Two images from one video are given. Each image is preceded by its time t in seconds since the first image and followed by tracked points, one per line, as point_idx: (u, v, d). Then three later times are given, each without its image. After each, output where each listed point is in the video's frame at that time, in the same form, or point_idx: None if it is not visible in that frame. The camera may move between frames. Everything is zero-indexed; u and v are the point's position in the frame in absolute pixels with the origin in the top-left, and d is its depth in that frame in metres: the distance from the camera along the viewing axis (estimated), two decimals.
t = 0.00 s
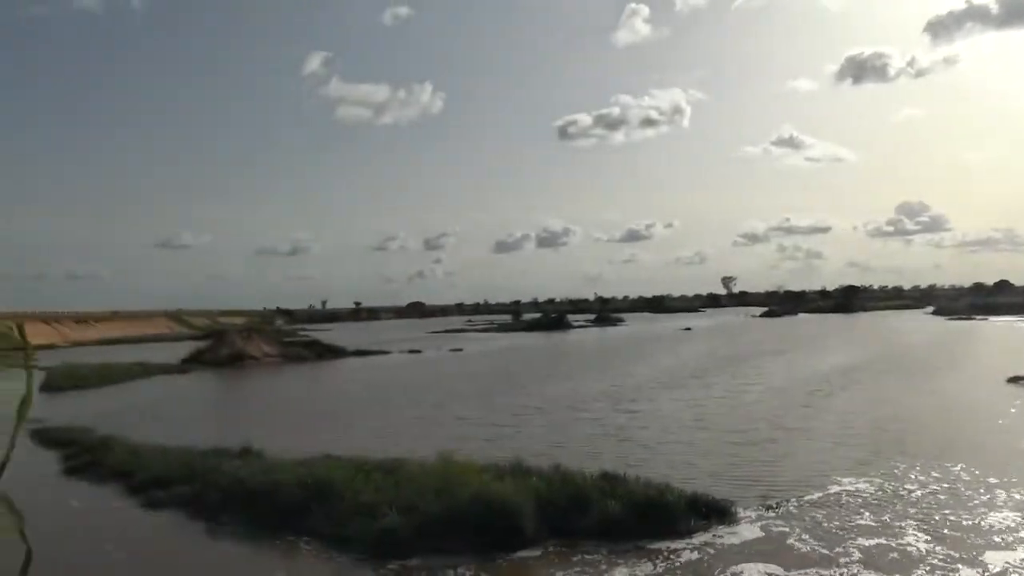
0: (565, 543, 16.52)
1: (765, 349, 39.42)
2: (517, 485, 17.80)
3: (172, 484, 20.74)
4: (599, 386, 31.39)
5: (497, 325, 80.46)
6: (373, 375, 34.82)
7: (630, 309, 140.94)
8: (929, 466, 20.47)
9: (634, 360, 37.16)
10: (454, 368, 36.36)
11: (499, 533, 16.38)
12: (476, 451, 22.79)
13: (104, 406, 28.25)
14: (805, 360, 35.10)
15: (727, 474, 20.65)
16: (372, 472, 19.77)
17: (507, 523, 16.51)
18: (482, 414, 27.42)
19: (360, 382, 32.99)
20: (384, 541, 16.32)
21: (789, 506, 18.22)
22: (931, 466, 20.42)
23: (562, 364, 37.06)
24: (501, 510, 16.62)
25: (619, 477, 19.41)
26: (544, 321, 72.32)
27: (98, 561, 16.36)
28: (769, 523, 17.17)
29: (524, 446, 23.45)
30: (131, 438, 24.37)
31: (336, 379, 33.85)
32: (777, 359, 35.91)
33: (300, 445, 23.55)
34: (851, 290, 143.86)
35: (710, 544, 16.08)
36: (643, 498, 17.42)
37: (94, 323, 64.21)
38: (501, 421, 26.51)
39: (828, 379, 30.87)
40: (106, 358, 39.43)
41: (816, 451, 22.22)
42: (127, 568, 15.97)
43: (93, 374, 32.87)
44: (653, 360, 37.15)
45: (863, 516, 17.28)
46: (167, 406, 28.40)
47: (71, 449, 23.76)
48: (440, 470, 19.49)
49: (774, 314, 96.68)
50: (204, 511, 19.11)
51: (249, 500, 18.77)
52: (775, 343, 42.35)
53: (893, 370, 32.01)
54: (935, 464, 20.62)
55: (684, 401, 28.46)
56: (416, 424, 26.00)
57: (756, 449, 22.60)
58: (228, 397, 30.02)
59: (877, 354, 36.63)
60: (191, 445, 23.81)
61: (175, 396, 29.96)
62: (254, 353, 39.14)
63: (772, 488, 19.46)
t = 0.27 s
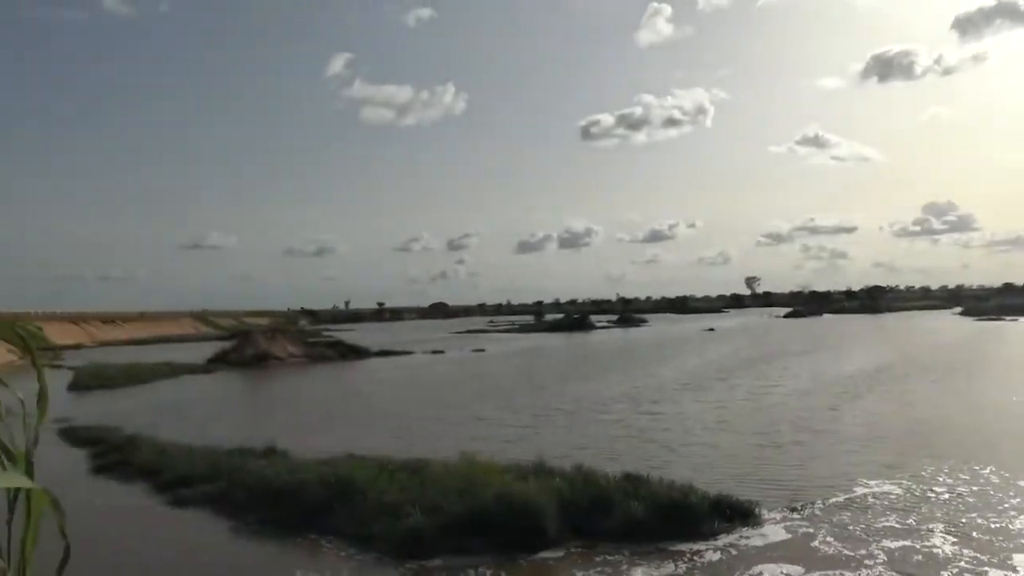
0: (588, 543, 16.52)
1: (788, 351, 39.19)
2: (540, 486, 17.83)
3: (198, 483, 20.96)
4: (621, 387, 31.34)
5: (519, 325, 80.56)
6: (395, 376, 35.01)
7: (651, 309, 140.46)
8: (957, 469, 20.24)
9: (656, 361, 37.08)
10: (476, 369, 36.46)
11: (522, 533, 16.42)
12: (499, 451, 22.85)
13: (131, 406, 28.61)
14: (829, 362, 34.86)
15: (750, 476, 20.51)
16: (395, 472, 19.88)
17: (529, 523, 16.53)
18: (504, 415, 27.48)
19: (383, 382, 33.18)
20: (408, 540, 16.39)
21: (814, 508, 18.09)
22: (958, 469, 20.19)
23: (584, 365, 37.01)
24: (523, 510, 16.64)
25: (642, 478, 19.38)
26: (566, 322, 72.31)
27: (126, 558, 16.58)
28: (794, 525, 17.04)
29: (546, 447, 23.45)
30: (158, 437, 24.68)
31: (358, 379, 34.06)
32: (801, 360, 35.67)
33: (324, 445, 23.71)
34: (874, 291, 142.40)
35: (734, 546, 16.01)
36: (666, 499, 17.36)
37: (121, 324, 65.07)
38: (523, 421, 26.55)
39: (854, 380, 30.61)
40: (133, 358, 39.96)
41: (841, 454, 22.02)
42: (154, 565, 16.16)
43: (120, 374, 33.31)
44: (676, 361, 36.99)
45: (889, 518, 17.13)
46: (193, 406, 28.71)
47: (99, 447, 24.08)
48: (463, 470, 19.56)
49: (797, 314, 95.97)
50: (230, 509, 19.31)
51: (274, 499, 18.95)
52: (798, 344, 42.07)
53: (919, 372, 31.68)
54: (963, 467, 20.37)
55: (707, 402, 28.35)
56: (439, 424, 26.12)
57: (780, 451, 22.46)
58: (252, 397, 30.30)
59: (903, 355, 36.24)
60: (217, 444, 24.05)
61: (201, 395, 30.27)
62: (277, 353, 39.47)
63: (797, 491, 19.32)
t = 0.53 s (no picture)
0: (610, 544, 16.45)
1: (812, 350, 38.85)
2: (562, 486, 17.78)
3: (222, 482, 21.13)
4: (643, 387, 31.23)
5: (541, 325, 80.57)
6: (417, 376, 35.11)
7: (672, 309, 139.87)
8: (986, 470, 19.94)
9: (678, 361, 36.92)
10: (497, 369, 36.48)
11: (545, 533, 16.38)
12: (522, 451, 22.83)
13: (158, 405, 28.95)
14: (854, 362, 34.53)
15: (775, 477, 20.32)
16: (417, 471, 19.92)
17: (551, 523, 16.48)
18: (525, 415, 27.47)
19: (404, 382, 33.29)
20: (430, 539, 16.41)
21: (839, 509, 17.90)
22: (987, 470, 19.91)
23: (606, 365, 36.91)
24: (545, 511, 16.61)
25: (665, 479, 19.27)
26: (588, 322, 72.19)
27: (151, 555, 16.75)
28: (819, 526, 16.87)
29: (568, 447, 23.40)
30: (184, 437, 24.92)
31: (380, 379, 34.20)
32: (825, 360, 35.35)
33: (347, 445, 23.83)
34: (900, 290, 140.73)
35: (759, 547, 15.88)
36: (689, 500, 17.24)
37: (148, 324, 65.86)
38: (545, 421, 26.53)
39: (880, 381, 30.29)
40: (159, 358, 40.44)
41: (867, 455, 21.75)
42: (180, 562, 16.32)
43: (146, 374, 33.70)
44: (698, 361, 36.78)
45: (916, 520, 16.91)
46: (218, 405, 28.99)
47: (126, 446, 24.38)
48: (485, 470, 19.56)
49: (821, 314, 95.14)
50: (254, 508, 19.45)
51: (297, 499, 19.06)
52: (823, 344, 41.70)
53: (946, 372, 31.29)
54: (992, 468, 20.05)
55: (730, 403, 28.16)
56: (461, 424, 26.16)
57: (805, 452, 22.27)
58: (276, 397, 30.50)
59: (930, 355, 35.77)
60: (241, 443, 24.26)
61: (226, 395, 30.56)
62: (300, 353, 39.74)
63: (823, 492, 19.12)
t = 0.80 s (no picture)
0: (634, 544, 16.39)
1: (837, 350, 38.53)
2: (585, 486, 17.75)
3: (246, 482, 21.30)
4: (666, 387, 31.12)
5: (562, 325, 80.57)
6: (438, 376, 35.21)
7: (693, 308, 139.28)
8: (1015, 471, 19.67)
9: (700, 361, 36.77)
10: (519, 369, 36.51)
11: (568, 533, 16.35)
12: (544, 451, 22.82)
13: (183, 405, 29.26)
14: (879, 361, 34.21)
15: (799, 477, 20.16)
16: (440, 471, 19.97)
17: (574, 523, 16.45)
18: (547, 415, 27.47)
19: (426, 382, 33.40)
20: (452, 538, 16.43)
21: (865, 509, 17.73)
22: (1016, 471, 19.64)
23: (628, 365, 36.82)
24: (568, 511, 16.58)
25: (688, 479, 19.18)
26: (609, 322, 72.12)
27: (177, 554, 16.92)
28: (845, 527, 16.71)
29: (590, 447, 23.36)
30: (209, 436, 25.17)
31: (402, 379, 34.35)
32: (849, 359, 35.06)
33: (370, 444, 23.96)
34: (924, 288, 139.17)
35: (783, 547, 15.76)
36: (713, 500, 17.14)
37: (173, 325, 66.69)
38: (567, 421, 26.52)
39: (905, 380, 29.98)
40: (184, 359, 40.89)
41: (893, 456, 21.52)
42: (206, 560, 16.47)
43: (172, 375, 34.07)
44: (720, 361, 36.58)
45: (943, 520, 16.72)
46: (242, 405, 29.26)
47: (152, 446, 24.65)
48: (508, 470, 19.57)
49: (844, 313, 94.36)
50: (278, 507, 19.59)
51: (321, 498, 19.17)
52: (847, 343, 41.34)
53: (974, 371, 30.91)
54: (1021, 469, 19.78)
55: (754, 403, 27.99)
56: (483, 424, 26.20)
57: (830, 452, 22.09)
58: (298, 397, 30.72)
59: (957, 354, 35.32)
60: (265, 443, 24.45)
61: (249, 395, 30.83)
62: (323, 354, 40.00)
63: (848, 492, 18.94)
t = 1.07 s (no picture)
0: (655, 544, 16.33)
1: (859, 350, 38.19)
2: (606, 486, 17.72)
3: (269, 481, 21.48)
4: (687, 388, 30.99)
5: (582, 326, 80.47)
6: (458, 376, 35.26)
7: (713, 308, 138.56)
8: None
9: (721, 361, 36.58)
10: (539, 369, 36.51)
11: (589, 533, 16.32)
12: (565, 452, 22.80)
13: (206, 405, 29.55)
14: (903, 361, 33.87)
15: (822, 478, 20.00)
16: (461, 471, 20.02)
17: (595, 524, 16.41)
18: (568, 415, 27.42)
19: (446, 382, 33.46)
20: (474, 537, 16.47)
21: (889, 510, 17.57)
22: None
23: (648, 365, 36.70)
24: (589, 511, 16.54)
25: (710, 479, 19.09)
26: (629, 322, 71.88)
27: (202, 552, 17.10)
28: (869, 528, 16.57)
29: (611, 447, 23.32)
30: (232, 436, 25.37)
31: (422, 379, 34.45)
32: (872, 359, 34.74)
33: (390, 444, 24.06)
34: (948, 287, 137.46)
35: (807, 548, 15.64)
36: (735, 500, 17.05)
37: (196, 325, 67.35)
38: (588, 422, 26.46)
39: (930, 381, 29.66)
40: (207, 359, 41.29)
41: (918, 457, 21.30)
42: (230, 559, 16.63)
43: (195, 375, 34.42)
44: (741, 361, 36.36)
45: (969, 522, 16.53)
46: (264, 405, 29.47)
47: (176, 445, 24.91)
48: (529, 470, 19.56)
49: (867, 312, 93.52)
50: (301, 507, 19.71)
51: (343, 498, 19.29)
52: (870, 343, 40.96)
53: (1000, 371, 30.52)
54: None
55: (776, 403, 27.81)
56: (503, 424, 26.22)
57: (853, 453, 21.91)
58: (320, 397, 30.90)
59: (983, 354, 34.86)
60: (287, 442, 24.63)
61: (271, 395, 31.05)
62: (343, 354, 40.21)
63: (872, 493, 18.77)
